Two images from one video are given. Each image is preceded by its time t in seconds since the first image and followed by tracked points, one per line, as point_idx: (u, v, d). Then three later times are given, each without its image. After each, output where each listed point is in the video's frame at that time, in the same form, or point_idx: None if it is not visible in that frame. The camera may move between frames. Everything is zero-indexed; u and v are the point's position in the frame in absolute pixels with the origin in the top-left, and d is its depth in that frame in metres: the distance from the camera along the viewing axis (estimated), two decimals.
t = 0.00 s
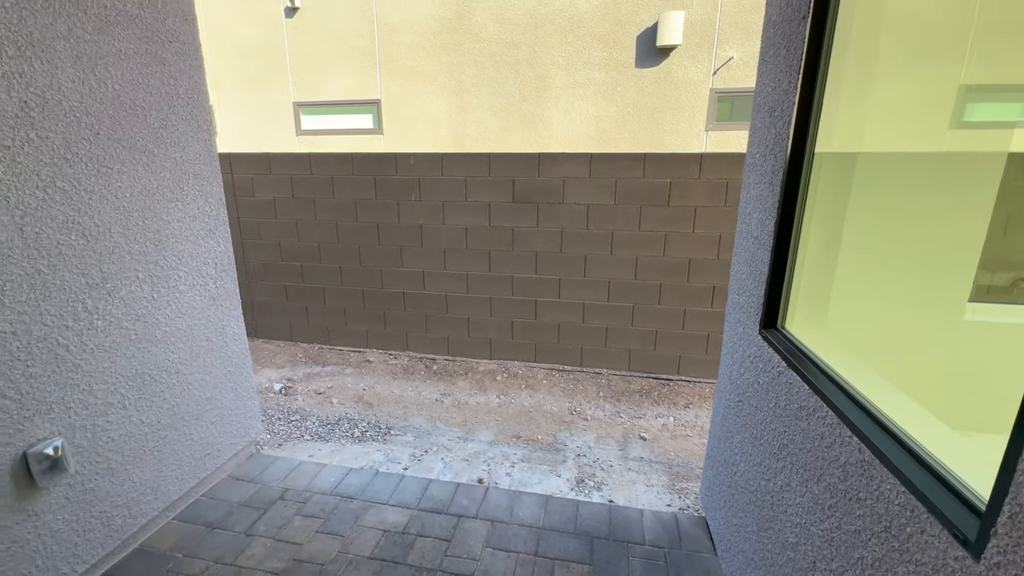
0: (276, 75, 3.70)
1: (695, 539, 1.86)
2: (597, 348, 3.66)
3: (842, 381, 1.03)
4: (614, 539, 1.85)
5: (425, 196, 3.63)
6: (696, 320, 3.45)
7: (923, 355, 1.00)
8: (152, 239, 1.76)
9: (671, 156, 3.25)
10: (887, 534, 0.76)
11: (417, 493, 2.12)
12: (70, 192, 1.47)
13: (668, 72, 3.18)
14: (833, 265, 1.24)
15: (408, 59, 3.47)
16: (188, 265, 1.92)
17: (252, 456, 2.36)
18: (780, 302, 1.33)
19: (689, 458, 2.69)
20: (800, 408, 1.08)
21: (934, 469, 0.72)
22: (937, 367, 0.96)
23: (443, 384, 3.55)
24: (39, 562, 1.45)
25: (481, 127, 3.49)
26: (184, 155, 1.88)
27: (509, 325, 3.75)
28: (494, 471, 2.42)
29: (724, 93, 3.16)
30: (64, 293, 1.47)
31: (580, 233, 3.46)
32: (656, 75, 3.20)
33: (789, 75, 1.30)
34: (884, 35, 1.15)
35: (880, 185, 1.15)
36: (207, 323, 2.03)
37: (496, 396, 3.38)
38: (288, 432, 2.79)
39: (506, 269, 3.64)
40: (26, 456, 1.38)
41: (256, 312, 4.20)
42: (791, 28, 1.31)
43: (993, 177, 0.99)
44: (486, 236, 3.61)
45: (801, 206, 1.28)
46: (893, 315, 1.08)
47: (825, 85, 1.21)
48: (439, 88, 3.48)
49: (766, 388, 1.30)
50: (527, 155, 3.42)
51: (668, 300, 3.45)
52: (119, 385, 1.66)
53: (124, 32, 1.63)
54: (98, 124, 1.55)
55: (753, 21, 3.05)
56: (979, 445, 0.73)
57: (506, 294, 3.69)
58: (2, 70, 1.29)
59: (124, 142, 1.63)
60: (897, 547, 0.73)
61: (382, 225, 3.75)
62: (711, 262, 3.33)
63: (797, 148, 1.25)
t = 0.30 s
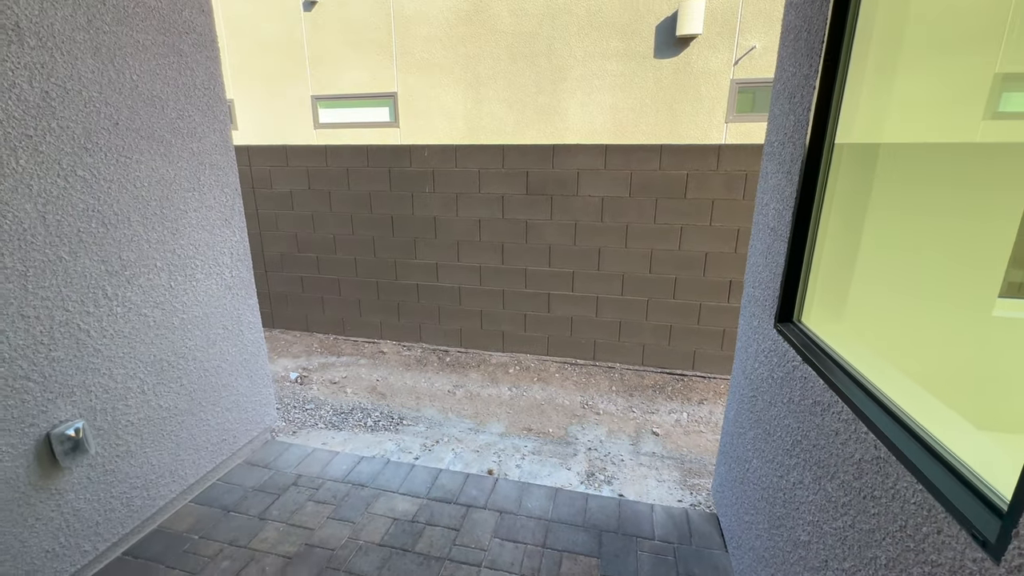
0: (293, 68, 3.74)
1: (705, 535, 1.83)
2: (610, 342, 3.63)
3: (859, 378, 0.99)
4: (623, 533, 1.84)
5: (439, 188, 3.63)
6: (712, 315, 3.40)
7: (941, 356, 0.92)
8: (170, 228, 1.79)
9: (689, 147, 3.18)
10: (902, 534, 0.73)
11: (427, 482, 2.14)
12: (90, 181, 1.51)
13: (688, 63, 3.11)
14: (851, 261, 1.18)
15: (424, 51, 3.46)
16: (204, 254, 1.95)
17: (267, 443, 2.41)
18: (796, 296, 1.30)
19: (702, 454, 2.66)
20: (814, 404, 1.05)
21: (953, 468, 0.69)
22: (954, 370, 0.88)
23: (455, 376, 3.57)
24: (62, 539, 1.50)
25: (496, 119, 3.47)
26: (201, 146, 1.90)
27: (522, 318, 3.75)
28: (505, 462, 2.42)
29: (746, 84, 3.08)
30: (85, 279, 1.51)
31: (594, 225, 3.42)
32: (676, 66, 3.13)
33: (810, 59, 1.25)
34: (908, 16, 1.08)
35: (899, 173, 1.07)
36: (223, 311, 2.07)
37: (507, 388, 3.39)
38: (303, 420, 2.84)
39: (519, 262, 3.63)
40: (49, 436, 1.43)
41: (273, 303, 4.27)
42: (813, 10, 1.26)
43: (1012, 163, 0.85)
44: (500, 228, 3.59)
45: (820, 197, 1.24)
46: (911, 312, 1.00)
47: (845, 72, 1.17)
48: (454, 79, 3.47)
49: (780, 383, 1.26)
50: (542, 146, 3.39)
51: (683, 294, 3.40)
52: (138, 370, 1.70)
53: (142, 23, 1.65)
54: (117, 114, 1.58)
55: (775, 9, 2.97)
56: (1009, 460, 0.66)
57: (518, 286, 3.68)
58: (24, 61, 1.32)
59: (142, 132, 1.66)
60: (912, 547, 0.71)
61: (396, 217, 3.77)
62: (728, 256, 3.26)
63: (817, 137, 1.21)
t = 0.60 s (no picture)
0: (301, 61, 3.74)
1: (709, 529, 1.84)
2: (616, 336, 3.62)
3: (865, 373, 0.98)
4: (627, 526, 1.85)
5: (444, 181, 3.63)
6: (719, 309, 3.38)
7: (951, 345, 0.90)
8: (179, 220, 1.81)
9: (696, 142, 3.12)
10: (906, 528, 0.73)
11: (433, 474, 2.16)
12: (100, 173, 1.52)
13: (697, 55, 3.08)
14: (859, 256, 1.16)
15: (431, 44, 3.45)
16: (213, 246, 1.97)
17: (275, 433, 2.44)
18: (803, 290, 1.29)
19: (707, 449, 2.67)
20: (821, 399, 1.05)
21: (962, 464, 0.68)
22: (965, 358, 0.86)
23: (461, 369, 3.60)
24: (76, 525, 1.53)
25: (502, 113, 3.46)
26: (209, 139, 1.92)
27: (527, 311, 3.75)
28: (510, 455, 2.44)
29: (757, 76, 3.06)
30: (96, 271, 1.53)
31: (600, 219, 3.41)
32: (684, 59, 3.10)
33: (821, 50, 1.23)
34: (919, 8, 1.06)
35: (910, 164, 1.05)
36: (232, 304, 2.09)
37: (513, 381, 3.41)
38: (310, 412, 2.88)
39: (524, 256, 3.62)
40: (63, 425, 1.45)
41: (281, 295, 4.31)
42: None
43: None
44: (505, 222, 3.59)
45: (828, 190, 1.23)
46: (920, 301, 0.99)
47: (856, 65, 1.16)
48: (461, 72, 3.46)
49: (786, 377, 1.26)
50: (547, 139, 3.35)
51: (690, 289, 3.38)
52: (149, 361, 1.73)
53: (150, 16, 1.66)
54: (126, 107, 1.59)
55: None
56: (1023, 456, 0.65)
57: (524, 280, 3.68)
58: (35, 54, 1.33)
59: (151, 125, 1.68)
60: (917, 542, 0.70)
61: (403, 210, 3.78)
62: (736, 250, 3.24)
63: (825, 129, 1.20)
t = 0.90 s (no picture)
0: (302, 53, 3.71)
1: (712, 523, 1.83)
2: (618, 330, 3.61)
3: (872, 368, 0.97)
4: (630, 519, 1.84)
5: (446, 174, 3.61)
6: (721, 303, 3.36)
7: (960, 339, 0.89)
8: (180, 213, 1.80)
9: (699, 134, 3.12)
10: (915, 523, 0.72)
11: (435, 467, 2.16)
12: (100, 165, 1.51)
13: (700, 47, 3.04)
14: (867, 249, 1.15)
15: (432, 36, 3.42)
16: (214, 239, 1.96)
17: (277, 427, 2.44)
18: (809, 284, 1.28)
19: (709, 443, 2.67)
20: (827, 393, 1.04)
21: (972, 459, 0.66)
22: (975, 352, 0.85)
23: (463, 363, 3.60)
24: (80, 518, 1.54)
25: (504, 106, 3.43)
26: (209, 131, 1.90)
27: (529, 305, 3.74)
28: (512, 448, 2.44)
29: (760, 69, 3.01)
30: (97, 263, 1.52)
31: (603, 212, 3.39)
32: (687, 50, 3.06)
33: (829, 39, 1.21)
34: None
35: (918, 157, 1.03)
36: (233, 297, 2.08)
37: (515, 375, 3.42)
38: (313, 405, 2.88)
39: (526, 250, 3.61)
40: (65, 418, 1.45)
41: (282, 289, 4.30)
42: None
43: None
44: (507, 216, 3.57)
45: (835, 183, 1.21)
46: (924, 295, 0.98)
47: (866, 54, 1.13)
48: (462, 65, 3.42)
49: (791, 371, 1.25)
50: (551, 131, 3.33)
51: (693, 283, 3.37)
52: (151, 354, 1.72)
53: (149, 6, 1.64)
54: (125, 98, 1.58)
55: None
56: None
57: (526, 274, 3.67)
58: (33, 44, 1.32)
59: (150, 116, 1.66)
60: (925, 538, 0.70)
61: (404, 204, 3.76)
62: (739, 244, 3.22)
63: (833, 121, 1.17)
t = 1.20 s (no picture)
0: (302, 47, 3.67)
1: (719, 521, 1.83)
2: (621, 326, 3.60)
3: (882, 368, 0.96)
4: (637, 518, 1.83)
5: (448, 170, 3.57)
6: (725, 300, 3.35)
7: (966, 339, 0.87)
8: (181, 209, 1.77)
9: (704, 129, 3.08)
10: (943, 529, 0.70)
11: (440, 465, 2.14)
12: (100, 161, 1.48)
13: (703, 41, 3.01)
14: (880, 246, 1.13)
15: (432, 30, 3.38)
16: (215, 236, 1.93)
17: (280, 425, 2.43)
18: (824, 283, 1.26)
19: (714, 440, 2.66)
20: (844, 393, 1.02)
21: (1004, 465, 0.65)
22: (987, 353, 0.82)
23: (466, 359, 3.59)
24: (83, 518, 1.52)
25: (505, 101, 3.40)
26: (210, 126, 1.87)
27: (532, 301, 3.72)
28: (516, 446, 2.43)
29: (763, 63, 2.98)
30: (98, 261, 1.50)
31: (606, 208, 3.36)
32: (691, 44, 3.03)
33: (847, 31, 1.18)
34: None
35: (930, 153, 1.01)
36: (235, 294, 2.06)
37: (518, 372, 3.41)
38: (315, 402, 2.88)
39: (529, 246, 3.58)
40: (67, 418, 1.43)
41: (283, 286, 4.28)
42: None
43: None
44: (510, 211, 3.54)
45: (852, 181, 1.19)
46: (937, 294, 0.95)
47: (885, 49, 1.11)
48: (463, 58, 3.39)
49: (804, 370, 1.23)
50: (554, 126, 3.30)
51: (696, 279, 3.35)
52: (153, 352, 1.70)
53: None
54: (125, 93, 1.54)
55: None
56: None
57: (529, 270, 3.65)
58: (30, 37, 1.29)
59: (150, 111, 1.63)
60: (953, 544, 0.68)
61: (406, 199, 3.72)
62: (744, 240, 3.20)
63: (850, 118, 1.16)
